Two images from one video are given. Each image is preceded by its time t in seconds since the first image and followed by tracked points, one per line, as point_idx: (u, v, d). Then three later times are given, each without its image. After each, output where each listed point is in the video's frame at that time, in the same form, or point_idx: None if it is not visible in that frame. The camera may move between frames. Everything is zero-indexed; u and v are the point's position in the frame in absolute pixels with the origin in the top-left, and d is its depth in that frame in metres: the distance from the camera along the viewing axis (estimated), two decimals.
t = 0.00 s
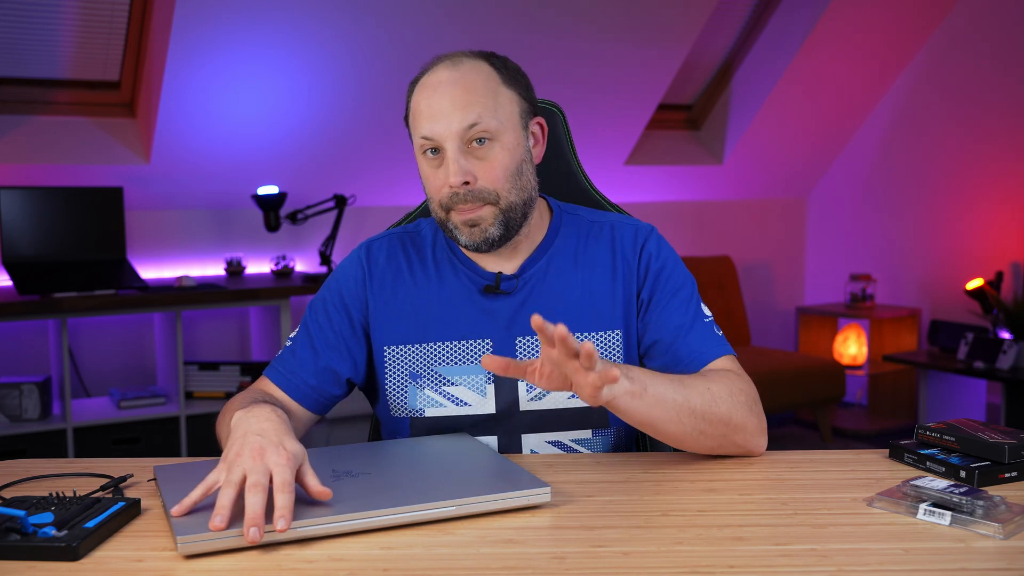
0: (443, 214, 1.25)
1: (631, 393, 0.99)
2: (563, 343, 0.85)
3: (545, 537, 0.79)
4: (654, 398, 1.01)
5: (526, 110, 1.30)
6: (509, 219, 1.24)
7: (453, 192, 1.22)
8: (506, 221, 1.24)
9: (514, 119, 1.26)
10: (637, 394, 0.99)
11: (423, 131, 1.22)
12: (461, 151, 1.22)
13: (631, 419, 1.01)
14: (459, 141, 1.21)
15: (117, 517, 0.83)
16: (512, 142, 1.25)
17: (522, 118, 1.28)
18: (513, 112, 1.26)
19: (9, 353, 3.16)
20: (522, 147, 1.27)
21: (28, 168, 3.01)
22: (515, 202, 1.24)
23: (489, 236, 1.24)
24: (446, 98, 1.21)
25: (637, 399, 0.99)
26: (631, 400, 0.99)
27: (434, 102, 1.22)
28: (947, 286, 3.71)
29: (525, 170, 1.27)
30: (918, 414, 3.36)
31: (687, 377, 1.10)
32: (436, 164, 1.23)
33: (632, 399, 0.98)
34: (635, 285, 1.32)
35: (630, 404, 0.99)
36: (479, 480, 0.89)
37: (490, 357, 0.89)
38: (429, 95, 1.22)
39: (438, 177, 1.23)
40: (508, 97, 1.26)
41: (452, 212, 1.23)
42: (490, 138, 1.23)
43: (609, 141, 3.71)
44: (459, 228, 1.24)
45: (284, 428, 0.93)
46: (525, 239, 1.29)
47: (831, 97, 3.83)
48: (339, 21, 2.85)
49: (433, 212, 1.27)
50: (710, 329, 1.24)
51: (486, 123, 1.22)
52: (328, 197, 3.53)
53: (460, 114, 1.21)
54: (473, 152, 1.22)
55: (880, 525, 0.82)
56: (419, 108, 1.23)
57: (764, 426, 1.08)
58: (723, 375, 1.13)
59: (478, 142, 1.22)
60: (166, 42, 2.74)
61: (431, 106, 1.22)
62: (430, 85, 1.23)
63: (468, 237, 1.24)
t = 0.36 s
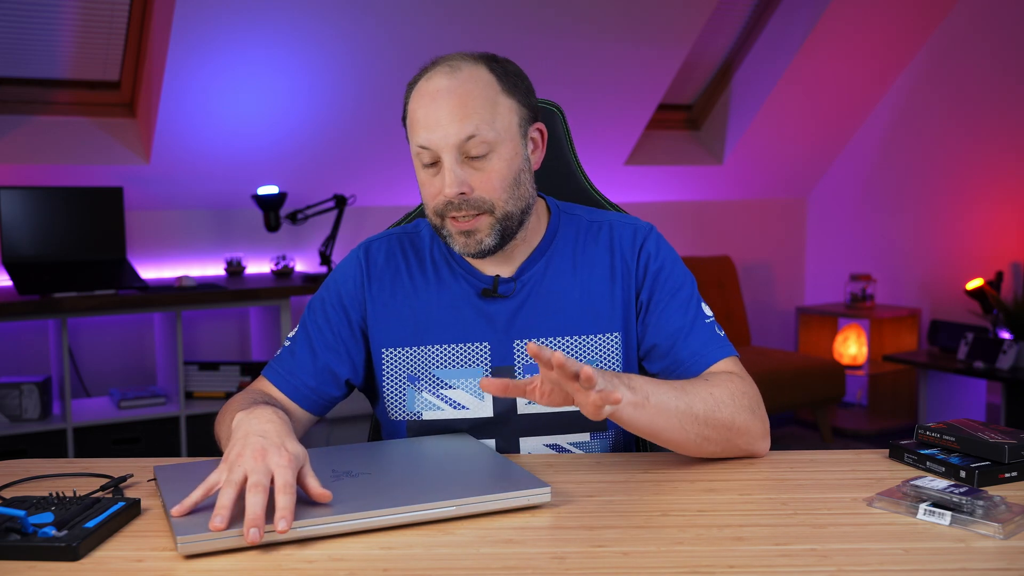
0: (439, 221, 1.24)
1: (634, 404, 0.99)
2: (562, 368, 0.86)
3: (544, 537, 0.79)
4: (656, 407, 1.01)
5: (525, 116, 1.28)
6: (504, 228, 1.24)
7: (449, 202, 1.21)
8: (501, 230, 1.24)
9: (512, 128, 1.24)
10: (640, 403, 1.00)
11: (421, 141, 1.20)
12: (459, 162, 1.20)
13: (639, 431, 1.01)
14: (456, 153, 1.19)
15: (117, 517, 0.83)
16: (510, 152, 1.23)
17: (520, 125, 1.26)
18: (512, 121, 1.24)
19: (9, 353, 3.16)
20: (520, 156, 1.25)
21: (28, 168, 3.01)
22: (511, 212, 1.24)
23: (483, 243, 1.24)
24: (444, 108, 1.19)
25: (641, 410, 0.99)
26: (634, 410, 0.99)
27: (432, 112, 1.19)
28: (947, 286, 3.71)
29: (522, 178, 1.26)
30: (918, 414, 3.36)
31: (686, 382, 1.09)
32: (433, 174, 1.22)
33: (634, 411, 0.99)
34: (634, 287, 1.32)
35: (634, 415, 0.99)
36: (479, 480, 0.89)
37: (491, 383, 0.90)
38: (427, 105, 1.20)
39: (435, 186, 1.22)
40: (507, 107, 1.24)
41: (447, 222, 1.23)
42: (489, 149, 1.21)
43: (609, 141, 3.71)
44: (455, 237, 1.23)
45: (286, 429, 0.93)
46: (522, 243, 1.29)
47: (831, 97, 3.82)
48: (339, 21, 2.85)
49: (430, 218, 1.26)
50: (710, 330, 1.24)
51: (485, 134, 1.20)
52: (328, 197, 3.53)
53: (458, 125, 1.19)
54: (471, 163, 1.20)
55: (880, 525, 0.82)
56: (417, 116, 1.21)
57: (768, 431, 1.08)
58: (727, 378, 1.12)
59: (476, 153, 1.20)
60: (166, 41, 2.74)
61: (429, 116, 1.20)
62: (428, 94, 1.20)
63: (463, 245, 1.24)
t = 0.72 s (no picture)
0: (446, 211, 1.25)
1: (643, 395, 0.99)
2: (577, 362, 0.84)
3: (544, 538, 0.79)
4: (665, 398, 1.01)
5: (534, 115, 1.30)
6: (508, 221, 1.24)
7: (457, 192, 1.22)
8: (507, 223, 1.24)
9: (522, 123, 1.26)
10: (653, 396, 1.00)
11: (433, 130, 1.22)
12: (468, 152, 1.21)
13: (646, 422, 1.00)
14: (467, 143, 1.21)
15: (117, 517, 0.83)
16: (519, 146, 1.25)
17: (530, 123, 1.28)
18: (522, 116, 1.26)
19: (9, 353, 3.16)
20: (529, 151, 1.27)
21: (28, 168, 3.01)
22: (516, 206, 1.24)
23: (488, 235, 1.24)
24: (457, 99, 1.21)
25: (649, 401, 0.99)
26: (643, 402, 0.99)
27: (445, 102, 1.21)
28: (947, 286, 3.71)
29: (530, 174, 1.27)
30: (918, 414, 3.36)
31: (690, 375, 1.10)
32: (442, 163, 1.23)
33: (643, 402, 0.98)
34: (638, 285, 1.32)
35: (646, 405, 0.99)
36: (480, 480, 0.89)
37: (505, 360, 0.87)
38: (440, 95, 1.22)
39: (444, 176, 1.23)
40: (518, 102, 1.26)
41: (454, 211, 1.24)
42: (499, 142, 1.23)
43: (609, 141, 3.71)
44: (461, 227, 1.24)
45: (249, 424, 0.94)
46: (526, 241, 1.30)
47: (831, 97, 3.82)
48: (339, 21, 2.85)
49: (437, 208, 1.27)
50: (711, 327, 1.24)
51: (496, 126, 1.22)
52: (328, 197, 3.53)
53: (470, 116, 1.21)
54: (481, 154, 1.22)
55: (880, 525, 0.82)
56: (431, 106, 1.23)
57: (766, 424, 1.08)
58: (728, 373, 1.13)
59: (486, 145, 1.22)
60: (166, 42, 2.74)
61: (441, 106, 1.22)
62: (442, 85, 1.23)
63: (469, 236, 1.24)
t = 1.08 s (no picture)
0: (453, 188, 1.25)
1: (660, 413, 1.01)
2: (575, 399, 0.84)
3: (544, 538, 0.79)
4: (681, 413, 1.02)
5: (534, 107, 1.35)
6: (517, 196, 1.24)
7: (467, 164, 1.24)
8: (516, 199, 1.24)
9: (526, 105, 1.30)
10: (667, 411, 1.02)
11: (441, 107, 1.26)
12: (477, 125, 1.25)
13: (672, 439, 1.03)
14: (476, 115, 1.25)
15: (117, 517, 0.83)
16: (524, 124, 1.29)
17: (531, 109, 1.33)
18: (526, 97, 1.30)
19: (9, 353, 3.16)
20: (532, 133, 1.31)
21: (28, 168, 3.01)
22: (525, 180, 1.26)
23: (498, 210, 1.23)
24: (465, 75, 1.26)
25: (668, 418, 1.01)
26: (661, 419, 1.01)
27: (453, 79, 1.26)
28: (947, 286, 3.71)
29: (534, 155, 1.30)
30: (918, 414, 3.36)
31: (701, 386, 1.11)
32: (450, 139, 1.26)
33: (661, 420, 1.01)
34: (637, 288, 1.32)
35: (663, 423, 1.01)
36: (480, 480, 0.89)
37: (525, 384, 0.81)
38: (447, 74, 1.27)
39: (453, 150, 1.26)
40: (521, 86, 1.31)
41: (463, 186, 1.24)
42: (505, 117, 1.27)
43: (609, 141, 3.71)
44: (469, 201, 1.23)
45: (254, 427, 0.94)
46: (525, 233, 1.30)
47: (831, 97, 3.83)
48: (339, 21, 2.85)
49: (443, 190, 1.27)
50: (717, 330, 1.24)
51: (503, 101, 1.26)
52: (328, 197, 3.53)
53: (478, 89, 1.25)
54: (489, 128, 1.26)
55: (879, 525, 0.82)
56: (438, 85, 1.27)
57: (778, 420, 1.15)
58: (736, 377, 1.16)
59: (494, 118, 1.26)
60: (166, 41, 2.74)
61: (449, 83, 1.26)
62: (447, 66, 1.27)
63: (478, 211, 1.23)
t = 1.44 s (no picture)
0: (446, 211, 1.24)
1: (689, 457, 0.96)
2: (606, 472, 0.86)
3: (544, 538, 0.79)
4: (706, 451, 0.98)
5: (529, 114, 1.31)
6: (513, 218, 1.25)
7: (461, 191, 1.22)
8: (509, 222, 1.24)
9: (522, 122, 1.27)
10: (693, 454, 0.96)
11: (435, 129, 1.22)
12: (472, 151, 1.22)
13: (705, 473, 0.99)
14: (471, 140, 1.21)
15: (117, 517, 0.83)
16: (520, 143, 1.26)
17: (527, 121, 1.29)
18: (521, 114, 1.27)
19: (9, 353, 3.16)
20: (528, 150, 1.28)
21: (28, 168, 3.01)
22: (520, 202, 1.25)
23: (491, 232, 1.24)
24: (460, 96, 1.21)
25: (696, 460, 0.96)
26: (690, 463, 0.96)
27: (447, 101, 1.22)
28: (947, 286, 3.71)
29: (529, 172, 1.28)
30: (918, 414, 3.36)
31: (708, 406, 1.09)
32: (444, 162, 1.23)
33: (690, 466, 0.96)
34: (631, 286, 1.32)
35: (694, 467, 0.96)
36: (479, 480, 0.89)
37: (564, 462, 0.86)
38: (442, 93, 1.22)
39: (446, 174, 1.23)
40: (517, 100, 1.27)
41: (456, 210, 1.23)
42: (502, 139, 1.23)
43: (609, 141, 3.71)
44: (462, 224, 1.24)
45: (259, 430, 0.94)
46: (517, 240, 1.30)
47: (831, 97, 3.82)
48: (339, 21, 2.85)
49: (435, 208, 1.26)
50: (714, 327, 1.25)
51: (499, 126, 1.22)
52: (328, 197, 3.53)
53: (474, 114, 1.21)
54: (485, 152, 1.22)
55: (879, 525, 0.82)
56: (431, 105, 1.22)
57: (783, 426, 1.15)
58: (739, 384, 1.15)
59: (490, 143, 1.22)
60: (166, 41, 2.74)
61: (444, 105, 1.22)
62: (442, 84, 1.23)
63: (471, 232, 1.24)
